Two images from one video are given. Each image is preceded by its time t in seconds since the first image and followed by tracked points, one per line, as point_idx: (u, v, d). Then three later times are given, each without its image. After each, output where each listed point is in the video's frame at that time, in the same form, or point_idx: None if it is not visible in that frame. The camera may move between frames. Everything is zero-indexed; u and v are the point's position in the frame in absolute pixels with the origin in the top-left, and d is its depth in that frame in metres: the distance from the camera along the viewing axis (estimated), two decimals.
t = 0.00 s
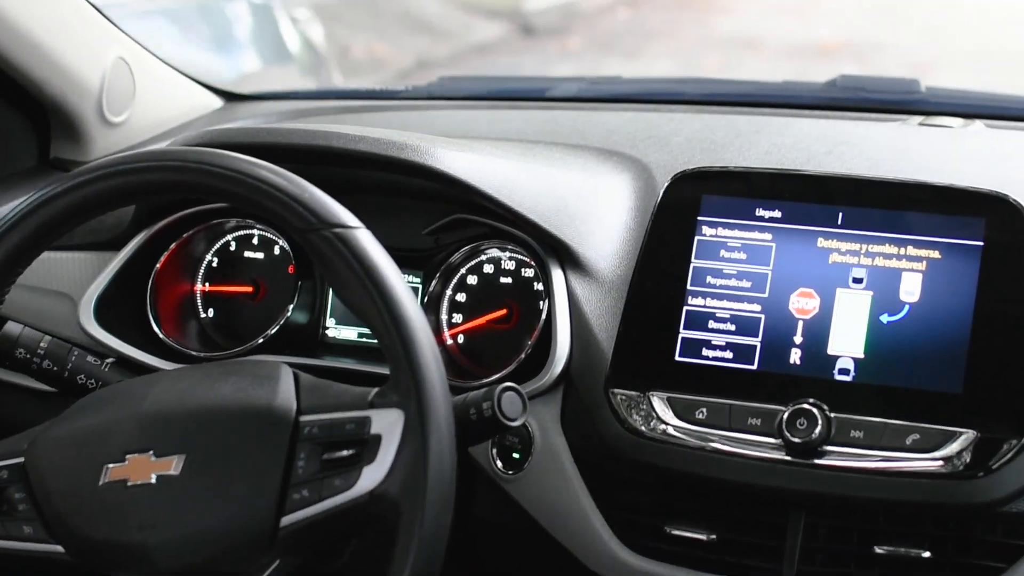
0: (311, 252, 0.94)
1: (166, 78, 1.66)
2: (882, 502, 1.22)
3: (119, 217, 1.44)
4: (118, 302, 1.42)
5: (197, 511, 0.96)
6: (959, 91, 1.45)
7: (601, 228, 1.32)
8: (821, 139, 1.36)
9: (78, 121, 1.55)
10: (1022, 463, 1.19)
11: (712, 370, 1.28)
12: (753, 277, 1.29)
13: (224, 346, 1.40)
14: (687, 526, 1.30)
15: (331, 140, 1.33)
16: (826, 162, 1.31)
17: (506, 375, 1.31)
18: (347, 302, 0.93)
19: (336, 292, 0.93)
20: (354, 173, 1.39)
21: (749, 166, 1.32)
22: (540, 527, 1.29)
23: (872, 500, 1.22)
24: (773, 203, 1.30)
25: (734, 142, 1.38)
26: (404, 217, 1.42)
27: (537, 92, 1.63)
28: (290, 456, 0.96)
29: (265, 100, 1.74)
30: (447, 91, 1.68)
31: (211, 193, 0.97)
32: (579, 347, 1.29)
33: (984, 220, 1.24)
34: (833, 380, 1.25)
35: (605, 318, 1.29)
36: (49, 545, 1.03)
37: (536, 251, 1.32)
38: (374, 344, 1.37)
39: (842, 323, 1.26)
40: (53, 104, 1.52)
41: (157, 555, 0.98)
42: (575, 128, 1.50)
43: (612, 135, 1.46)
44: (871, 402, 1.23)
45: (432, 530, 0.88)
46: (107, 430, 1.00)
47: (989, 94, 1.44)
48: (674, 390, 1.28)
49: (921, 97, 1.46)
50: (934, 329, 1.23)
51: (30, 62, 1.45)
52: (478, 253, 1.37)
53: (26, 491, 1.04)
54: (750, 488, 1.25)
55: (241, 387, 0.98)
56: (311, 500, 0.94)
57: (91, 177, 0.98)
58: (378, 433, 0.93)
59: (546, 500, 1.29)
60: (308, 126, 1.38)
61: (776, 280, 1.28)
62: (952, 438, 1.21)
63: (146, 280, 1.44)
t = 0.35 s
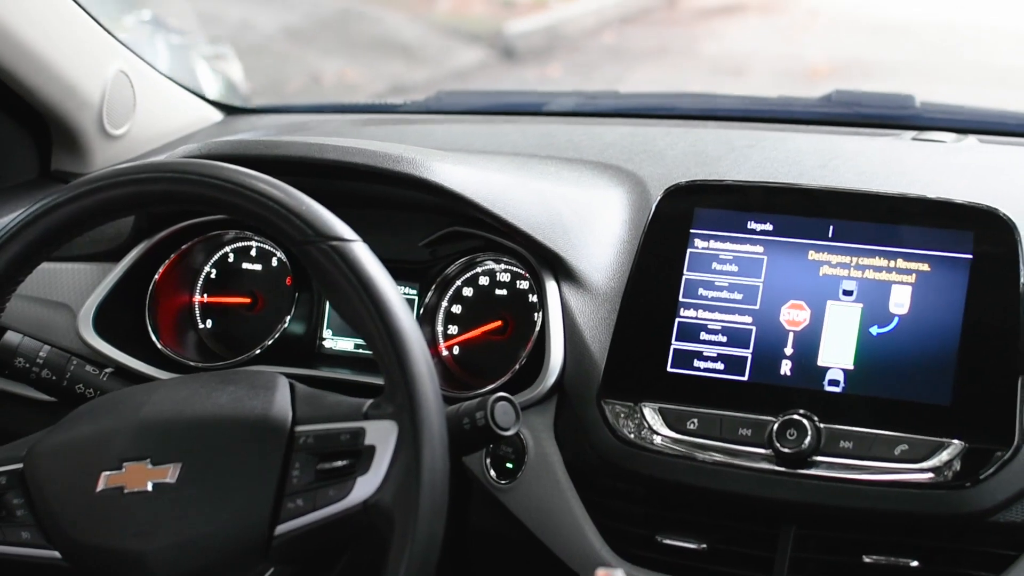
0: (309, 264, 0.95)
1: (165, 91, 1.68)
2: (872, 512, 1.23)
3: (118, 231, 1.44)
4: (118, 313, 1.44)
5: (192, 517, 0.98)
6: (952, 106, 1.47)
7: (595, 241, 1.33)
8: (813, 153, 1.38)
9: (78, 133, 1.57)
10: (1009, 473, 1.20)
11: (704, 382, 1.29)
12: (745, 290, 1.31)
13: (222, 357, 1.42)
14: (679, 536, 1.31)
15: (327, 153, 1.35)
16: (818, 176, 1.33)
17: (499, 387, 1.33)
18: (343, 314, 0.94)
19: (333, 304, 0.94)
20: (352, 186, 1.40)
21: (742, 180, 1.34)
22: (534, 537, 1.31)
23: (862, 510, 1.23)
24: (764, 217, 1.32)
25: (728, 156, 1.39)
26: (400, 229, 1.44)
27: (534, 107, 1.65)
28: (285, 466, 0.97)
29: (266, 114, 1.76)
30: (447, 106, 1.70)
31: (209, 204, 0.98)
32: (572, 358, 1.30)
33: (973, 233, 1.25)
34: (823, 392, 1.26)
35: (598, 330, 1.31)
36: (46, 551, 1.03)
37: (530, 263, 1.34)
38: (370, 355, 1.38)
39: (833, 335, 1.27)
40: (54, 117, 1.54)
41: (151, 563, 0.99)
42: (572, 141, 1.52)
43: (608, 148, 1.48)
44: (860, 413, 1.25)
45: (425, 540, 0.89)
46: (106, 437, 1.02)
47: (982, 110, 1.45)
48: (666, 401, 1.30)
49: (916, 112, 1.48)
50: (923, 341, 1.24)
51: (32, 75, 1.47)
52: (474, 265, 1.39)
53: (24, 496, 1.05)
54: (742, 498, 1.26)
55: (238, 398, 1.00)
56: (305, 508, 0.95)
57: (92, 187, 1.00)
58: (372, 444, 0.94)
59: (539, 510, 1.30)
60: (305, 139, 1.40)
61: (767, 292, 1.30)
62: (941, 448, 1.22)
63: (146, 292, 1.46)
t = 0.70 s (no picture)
0: (312, 271, 0.95)
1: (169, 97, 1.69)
2: (874, 521, 1.23)
3: (122, 236, 1.46)
4: (120, 320, 1.43)
5: (194, 525, 0.97)
6: (957, 114, 1.46)
7: (599, 248, 1.33)
8: (818, 161, 1.37)
9: (82, 138, 1.57)
10: (1014, 482, 1.19)
11: (707, 390, 1.29)
12: (748, 298, 1.31)
13: (225, 363, 1.42)
14: (683, 544, 1.32)
15: (332, 160, 1.35)
16: (822, 184, 1.33)
17: (502, 394, 1.32)
18: (345, 320, 0.94)
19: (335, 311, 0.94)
20: (355, 192, 1.41)
21: (746, 188, 1.34)
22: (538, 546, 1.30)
23: (865, 519, 1.23)
24: (768, 225, 1.32)
25: (732, 164, 1.39)
26: (404, 237, 1.44)
27: (539, 114, 1.65)
28: (287, 472, 0.97)
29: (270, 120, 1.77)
30: (459, 112, 1.68)
31: (211, 210, 0.99)
32: (575, 365, 1.30)
33: (977, 241, 1.25)
34: (826, 401, 1.26)
35: (602, 337, 1.30)
36: (46, 556, 1.04)
37: (534, 270, 1.34)
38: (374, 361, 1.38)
39: (836, 344, 1.27)
40: (58, 122, 1.54)
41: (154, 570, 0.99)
42: (577, 148, 1.52)
43: (613, 156, 1.48)
44: (862, 422, 1.25)
45: (427, 548, 0.89)
46: (108, 443, 1.01)
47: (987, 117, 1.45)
48: (670, 409, 1.30)
49: (920, 120, 1.47)
50: (927, 349, 1.24)
51: (38, 80, 1.47)
52: (477, 272, 1.39)
53: (26, 502, 1.05)
54: (744, 506, 1.26)
55: (240, 406, 0.99)
56: (308, 515, 0.96)
57: (94, 193, 1.00)
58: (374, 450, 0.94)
59: (543, 518, 1.29)
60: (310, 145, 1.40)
61: (770, 300, 1.30)
62: (944, 458, 1.22)
63: (148, 298, 1.45)
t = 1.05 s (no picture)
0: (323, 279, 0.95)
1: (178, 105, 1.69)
2: (886, 533, 1.22)
3: (132, 243, 1.45)
4: (129, 327, 1.43)
5: (204, 536, 0.97)
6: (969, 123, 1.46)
7: (610, 257, 1.33)
8: (829, 170, 1.37)
9: (91, 146, 1.57)
10: None
11: (718, 400, 1.29)
12: (759, 308, 1.30)
13: (235, 372, 1.42)
14: (691, 553, 1.32)
15: (341, 168, 1.35)
16: (834, 193, 1.32)
17: (512, 404, 1.32)
18: (356, 329, 0.94)
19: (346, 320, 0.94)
20: (364, 201, 1.41)
21: (758, 198, 1.33)
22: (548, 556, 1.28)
23: (876, 531, 1.22)
24: (778, 234, 1.32)
25: (743, 173, 1.39)
26: (414, 245, 1.44)
27: (549, 123, 1.66)
28: (297, 482, 0.97)
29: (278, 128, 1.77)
30: (466, 121, 1.69)
31: (220, 219, 0.98)
32: (586, 376, 1.29)
33: (989, 251, 1.25)
34: (838, 412, 1.26)
35: (612, 347, 1.30)
36: (56, 565, 1.03)
37: (544, 279, 1.33)
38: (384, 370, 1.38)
39: (848, 354, 1.27)
40: (67, 130, 1.54)
41: None
42: (587, 158, 1.52)
43: (623, 165, 1.47)
44: (874, 432, 1.24)
45: (437, 559, 0.89)
46: (119, 452, 1.02)
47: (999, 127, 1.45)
48: (681, 419, 1.29)
49: (929, 130, 1.47)
50: (938, 359, 1.24)
51: (48, 88, 1.47)
52: (487, 281, 1.39)
53: (34, 511, 1.04)
54: (755, 517, 1.25)
55: (250, 415, 0.99)
56: (317, 525, 0.95)
57: (106, 201, 1.00)
58: (385, 460, 0.94)
59: (553, 527, 1.28)
60: (320, 154, 1.40)
61: (781, 310, 1.29)
62: (956, 468, 1.21)
63: (157, 306, 1.45)
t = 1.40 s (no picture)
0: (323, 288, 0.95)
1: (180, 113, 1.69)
2: (884, 544, 1.22)
3: (134, 250, 1.46)
4: (130, 334, 1.43)
5: (199, 546, 0.97)
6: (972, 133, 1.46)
7: (610, 266, 1.33)
8: (831, 179, 1.37)
9: (93, 154, 1.57)
10: None
11: (718, 409, 1.29)
12: (759, 317, 1.30)
13: (236, 379, 1.41)
14: (688, 563, 1.31)
15: (342, 177, 1.35)
16: (835, 203, 1.32)
17: (513, 412, 1.32)
18: (355, 338, 0.94)
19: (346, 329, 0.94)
20: (365, 210, 1.41)
21: (758, 207, 1.33)
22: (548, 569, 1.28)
23: (875, 541, 1.22)
24: (780, 244, 1.31)
25: (745, 182, 1.39)
26: (414, 254, 1.44)
27: (552, 132, 1.67)
28: (296, 490, 0.97)
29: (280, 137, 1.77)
30: (473, 129, 1.69)
31: (221, 228, 0.99)
32: (586, 384, 1.29)
33: (990, 261, 1.25)
34: (838, 422, 1.25)
35: (612, 357, 1.30)
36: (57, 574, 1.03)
37: (544, 288, 1.33)
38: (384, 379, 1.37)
39: (847, 364, 1.26)
40: (69, 138, 1.54)
41: None
42: (589, 166, 1.52)
43: (625, 174, 1.47)
44: (874, 443, 1.24)
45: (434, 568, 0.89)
46: (119, 460, 1.02)
47: (1003, 137, 1.44)
48: (681, 428, 1.29)
49: (933, 139, 1.47)
50: (939, 369, 1.24)
51: (50, 97, 1.47)
52: (487, 290, 1.39)
53: (34, 519, 1.05)
54: (754, 527, 1.25)
55: (249, 424, 0.99)
56: (316, 534, 0.95)
57: (109, 208, 1.01)
58: (383, 469, 0.94)
59: (552, 539, 1.28)
60: (321, 163, 1.40)
61: (781, 320, 1.29)
62: (955, 478, 1.21)
63: (158, 314, 1.45)
